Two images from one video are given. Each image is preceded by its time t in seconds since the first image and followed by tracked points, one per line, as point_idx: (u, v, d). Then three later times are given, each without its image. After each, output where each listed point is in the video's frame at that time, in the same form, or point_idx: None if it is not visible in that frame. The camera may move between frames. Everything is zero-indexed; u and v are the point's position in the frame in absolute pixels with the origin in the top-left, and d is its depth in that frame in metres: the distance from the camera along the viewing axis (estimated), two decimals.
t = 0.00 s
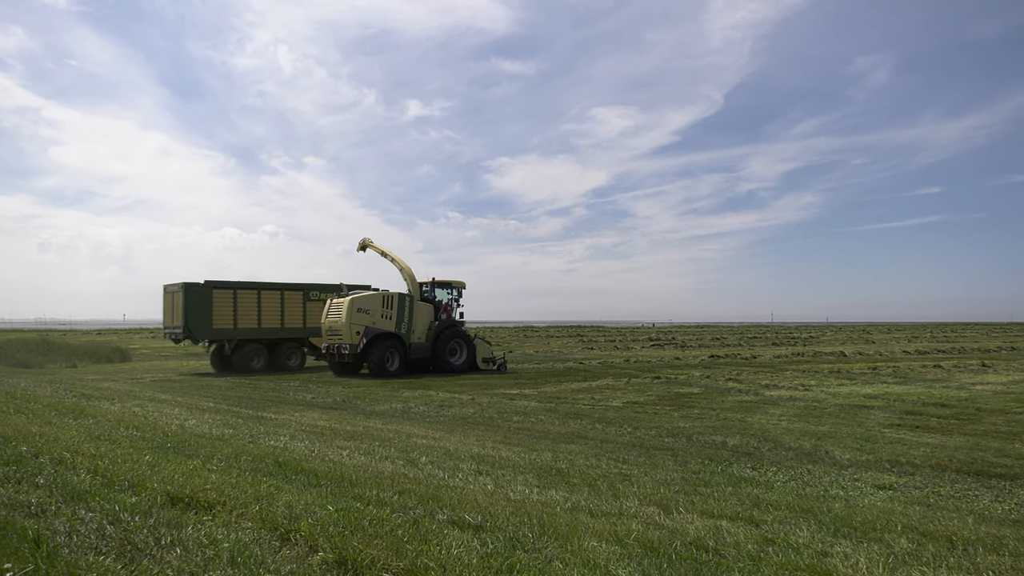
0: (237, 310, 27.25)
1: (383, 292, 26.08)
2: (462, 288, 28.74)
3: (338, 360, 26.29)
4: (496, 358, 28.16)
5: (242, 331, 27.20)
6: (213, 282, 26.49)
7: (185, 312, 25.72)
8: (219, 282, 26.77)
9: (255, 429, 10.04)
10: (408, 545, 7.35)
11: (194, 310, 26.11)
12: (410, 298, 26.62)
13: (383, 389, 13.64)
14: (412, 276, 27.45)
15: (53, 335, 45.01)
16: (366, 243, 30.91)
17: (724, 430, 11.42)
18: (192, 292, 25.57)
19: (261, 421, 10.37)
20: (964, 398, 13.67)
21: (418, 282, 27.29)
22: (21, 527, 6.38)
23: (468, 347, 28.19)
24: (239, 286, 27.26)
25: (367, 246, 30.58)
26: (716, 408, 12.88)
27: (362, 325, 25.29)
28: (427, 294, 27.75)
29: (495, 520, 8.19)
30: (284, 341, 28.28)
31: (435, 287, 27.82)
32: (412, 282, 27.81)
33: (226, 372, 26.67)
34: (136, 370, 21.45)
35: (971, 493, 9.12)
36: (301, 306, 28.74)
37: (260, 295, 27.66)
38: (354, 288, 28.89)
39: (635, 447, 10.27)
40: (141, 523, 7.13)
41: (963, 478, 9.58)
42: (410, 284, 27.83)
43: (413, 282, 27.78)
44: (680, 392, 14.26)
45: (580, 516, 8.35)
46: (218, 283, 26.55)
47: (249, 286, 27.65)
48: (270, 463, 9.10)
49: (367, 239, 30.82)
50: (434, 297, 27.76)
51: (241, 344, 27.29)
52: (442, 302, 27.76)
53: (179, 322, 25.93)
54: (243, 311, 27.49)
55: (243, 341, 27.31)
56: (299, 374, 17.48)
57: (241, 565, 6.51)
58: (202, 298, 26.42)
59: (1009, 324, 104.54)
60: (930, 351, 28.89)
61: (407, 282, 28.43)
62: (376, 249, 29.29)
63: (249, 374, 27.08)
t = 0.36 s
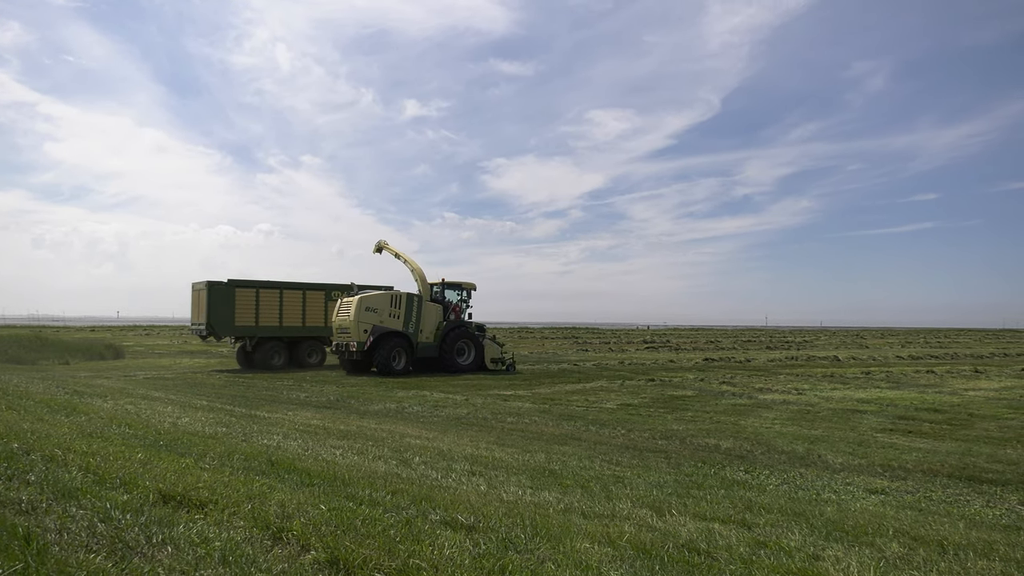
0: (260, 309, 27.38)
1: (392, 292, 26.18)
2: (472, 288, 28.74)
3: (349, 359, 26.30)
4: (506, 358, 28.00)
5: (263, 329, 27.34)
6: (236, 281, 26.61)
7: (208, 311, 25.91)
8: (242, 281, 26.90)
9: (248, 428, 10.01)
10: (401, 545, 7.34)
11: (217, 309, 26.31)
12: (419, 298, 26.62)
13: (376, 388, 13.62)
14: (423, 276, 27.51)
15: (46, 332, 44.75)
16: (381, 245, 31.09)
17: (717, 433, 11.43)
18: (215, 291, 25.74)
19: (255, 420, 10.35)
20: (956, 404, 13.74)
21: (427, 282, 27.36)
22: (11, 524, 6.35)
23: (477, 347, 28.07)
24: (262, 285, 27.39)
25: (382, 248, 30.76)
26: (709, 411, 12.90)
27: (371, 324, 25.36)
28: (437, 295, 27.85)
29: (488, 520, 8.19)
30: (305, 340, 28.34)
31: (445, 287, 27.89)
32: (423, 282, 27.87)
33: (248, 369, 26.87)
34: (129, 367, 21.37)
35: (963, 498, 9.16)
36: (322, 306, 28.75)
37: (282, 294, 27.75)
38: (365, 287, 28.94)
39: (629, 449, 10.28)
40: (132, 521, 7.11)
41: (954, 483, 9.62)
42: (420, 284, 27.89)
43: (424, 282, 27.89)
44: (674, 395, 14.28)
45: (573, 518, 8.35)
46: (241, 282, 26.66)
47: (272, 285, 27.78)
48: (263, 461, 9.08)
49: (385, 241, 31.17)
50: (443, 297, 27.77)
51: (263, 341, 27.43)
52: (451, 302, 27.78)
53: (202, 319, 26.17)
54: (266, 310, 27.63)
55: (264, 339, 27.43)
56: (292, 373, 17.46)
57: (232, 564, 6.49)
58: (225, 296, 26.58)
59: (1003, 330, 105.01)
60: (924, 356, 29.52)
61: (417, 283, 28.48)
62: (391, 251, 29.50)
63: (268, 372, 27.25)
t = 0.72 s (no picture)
0: (276, 310, 27.51)
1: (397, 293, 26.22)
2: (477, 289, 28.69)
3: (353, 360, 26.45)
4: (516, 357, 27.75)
5: (279, 330, 27.47)
6: (252, 283, 26.73)
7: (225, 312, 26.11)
8: (258, 283, 27.01)
9: (236, 431, 9.96)
10: (391, 547, 7.32)
11: (234, 311, 26.50)
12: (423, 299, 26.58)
13: (366, 389, 13.58)
14: (428, 278, 27.53)
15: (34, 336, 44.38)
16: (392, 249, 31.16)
17: (706, 431, 11.46)
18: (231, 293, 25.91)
19: (244, 423, 10.30)
20: (944, 400, 13.84)
21: (433, 284, 27.36)
22: None
23: (483, 347, 27.91)
24: (278, 287, 27.48)
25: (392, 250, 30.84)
26: (699, 410, 12.93)
27: (375, 325, 25.40)
28: (442, 296, 27.82)
29: (478, 521, 8.18)
30: (322, 340, 28.30)
31: (450, 289, 27.85)
32: (428, 284, 27.87)
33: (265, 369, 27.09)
34: (117, 371, 21.20)
35: (950, 494, 9.22)
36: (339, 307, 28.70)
37: (299, 295, 27.80)
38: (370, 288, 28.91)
39: (619, 449, 10.30)
40: (119, 526, 7.05)
41: (942, 479, 9.69)
42: (426, 286, 27.89)
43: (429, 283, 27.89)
44: (664, 394, 14.31)
45: (563, 518, 8.35)
46: (257, 285, 26.77)
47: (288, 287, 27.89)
48: (251, 464, 9.04)
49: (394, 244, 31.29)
50: (448, 298, 27.71)
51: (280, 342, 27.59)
52: (455, 303, 27.73)
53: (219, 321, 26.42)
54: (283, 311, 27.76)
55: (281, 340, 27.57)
56: (282, 374, 17.40)
57: (221, 568, 6.46)
58: (242, 298, 26.76)
59: (991, 327, 105.88)
60: (913, 356, 28.33)
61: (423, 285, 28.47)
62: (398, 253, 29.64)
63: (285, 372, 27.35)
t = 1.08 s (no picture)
0: (286, 312, 27.57)
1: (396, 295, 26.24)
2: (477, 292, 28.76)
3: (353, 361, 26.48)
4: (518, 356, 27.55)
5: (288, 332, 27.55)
6: (262, 286, 26.76)
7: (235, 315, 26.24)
8: (268, 286, 27.04)
9: (215, 434, 9.87)
10: (370, 550, 7.28)
11: (242, 313, 26.57)
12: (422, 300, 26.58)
13: (347, 392, 13.50)
14: (429, 280, 27.58)
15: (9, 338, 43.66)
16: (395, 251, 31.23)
17: (688, 433, 11.53)
18: (241, 297, 26.01)
19: (223, 426, 10.20)
20: (921, 401, 14.02)
21: (433, 286, 27.46)
22: None
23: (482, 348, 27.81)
24: (288, 289, 27.44)
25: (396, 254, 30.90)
26: (680, 411, 12.99)
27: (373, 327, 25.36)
28: (442, 299, 27.95)
29: (459, 523, 8.16)
30: (330, 341, 28.28)
31: (450, 291, 27.88)
32: (429, 286, 27.95)
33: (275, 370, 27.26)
34: (94, 374, 20.89)
35: (927, 493, 9.34)
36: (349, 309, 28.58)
37: (308, 298, 27.75)
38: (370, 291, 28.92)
39: (601, 450, 10.32)
40: (94, 531, 6.96)
41: (918, 479, 9.81)
42: (426, 289, 28.01)
43: (429, 286, 27.95)
44: (645, 396, 14.37)
45: (544, 519, 8.36)
46: (266, 288, 26.75)
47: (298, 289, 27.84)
48: (230, 468, 8.96)
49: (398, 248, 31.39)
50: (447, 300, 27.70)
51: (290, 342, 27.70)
52: (455, 306, 27.85)
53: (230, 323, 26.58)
54: (293, 313, 27.82)
55: (291, 340, 27.66)
56: (264, 376, 17.29)
57: (197, 572, 6.40)
58: (252, 301, 26.84)
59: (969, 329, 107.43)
60: (890, 356, 29.85)
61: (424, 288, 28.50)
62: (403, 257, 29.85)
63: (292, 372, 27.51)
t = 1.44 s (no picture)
0: (295, 312, 27.60)
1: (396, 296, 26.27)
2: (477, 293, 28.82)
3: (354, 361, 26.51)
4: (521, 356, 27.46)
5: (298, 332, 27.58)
6: (271, 287, 26.85)
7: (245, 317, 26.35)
8: (277, 287, 27.11)
9: (195, 436, 9.78)
10: (351, 551, 7.25)
11: (252, 314, 26.69)
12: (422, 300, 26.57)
13: (330, 392, 13.45)
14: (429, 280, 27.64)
15: None
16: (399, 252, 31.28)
17: (669, 431, 11.59)
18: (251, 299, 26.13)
19: (204, 428, 10.12)
20: (899, 398, 14.18)
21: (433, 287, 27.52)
22: None
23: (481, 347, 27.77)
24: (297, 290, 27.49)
25: (402, 254, 30.95)
26: (662, 410, 13.05)
27: (372, 327, 25.34)
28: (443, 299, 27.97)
29: (441, 524, 8.15)
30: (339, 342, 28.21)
31: (451, 291, 27.88)
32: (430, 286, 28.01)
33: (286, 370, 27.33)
34: (72, 376, 20.59)
35: (905, 489, 9.45)
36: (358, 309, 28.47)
37: (316, 298, 27.75)
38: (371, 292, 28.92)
39: (583, 449, 10.35)
40: (70, 534, 6.88)
41: (896, 475, 9.92)
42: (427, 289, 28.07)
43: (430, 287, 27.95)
44: (628, 395, 14.42)
45: (526, 518, 8.36)
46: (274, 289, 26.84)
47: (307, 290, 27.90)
48: (210, 470, 8.88)
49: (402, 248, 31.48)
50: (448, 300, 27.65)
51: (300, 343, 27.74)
52: (455, 305, 27.85)
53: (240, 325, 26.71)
54: (302, 313, 27.86)
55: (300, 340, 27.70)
56: (245, 378, 17.16)
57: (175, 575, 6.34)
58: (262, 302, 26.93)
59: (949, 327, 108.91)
60: (869, 353, 30.21)
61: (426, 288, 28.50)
62: (406, 257, 29.92)
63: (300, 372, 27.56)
